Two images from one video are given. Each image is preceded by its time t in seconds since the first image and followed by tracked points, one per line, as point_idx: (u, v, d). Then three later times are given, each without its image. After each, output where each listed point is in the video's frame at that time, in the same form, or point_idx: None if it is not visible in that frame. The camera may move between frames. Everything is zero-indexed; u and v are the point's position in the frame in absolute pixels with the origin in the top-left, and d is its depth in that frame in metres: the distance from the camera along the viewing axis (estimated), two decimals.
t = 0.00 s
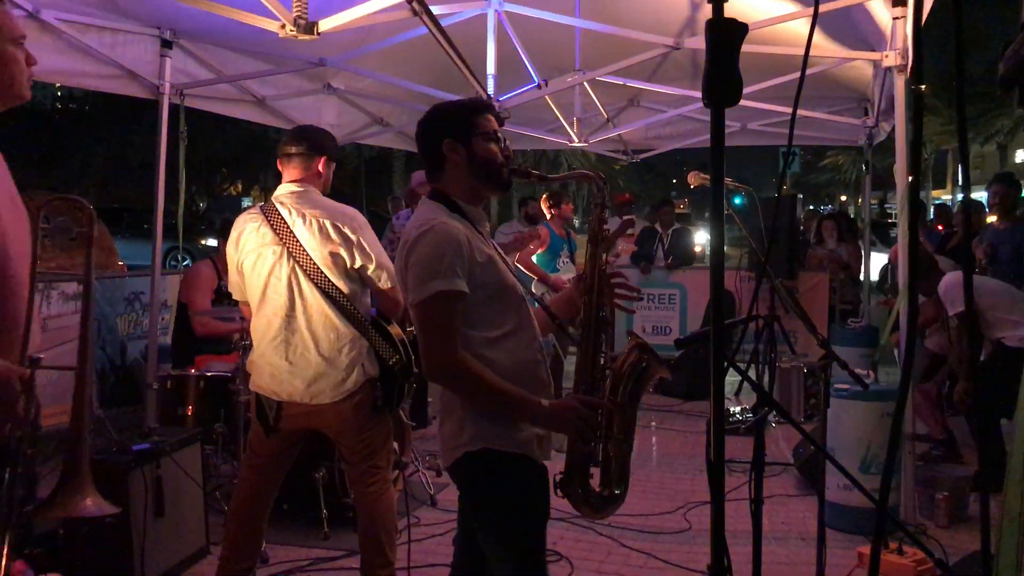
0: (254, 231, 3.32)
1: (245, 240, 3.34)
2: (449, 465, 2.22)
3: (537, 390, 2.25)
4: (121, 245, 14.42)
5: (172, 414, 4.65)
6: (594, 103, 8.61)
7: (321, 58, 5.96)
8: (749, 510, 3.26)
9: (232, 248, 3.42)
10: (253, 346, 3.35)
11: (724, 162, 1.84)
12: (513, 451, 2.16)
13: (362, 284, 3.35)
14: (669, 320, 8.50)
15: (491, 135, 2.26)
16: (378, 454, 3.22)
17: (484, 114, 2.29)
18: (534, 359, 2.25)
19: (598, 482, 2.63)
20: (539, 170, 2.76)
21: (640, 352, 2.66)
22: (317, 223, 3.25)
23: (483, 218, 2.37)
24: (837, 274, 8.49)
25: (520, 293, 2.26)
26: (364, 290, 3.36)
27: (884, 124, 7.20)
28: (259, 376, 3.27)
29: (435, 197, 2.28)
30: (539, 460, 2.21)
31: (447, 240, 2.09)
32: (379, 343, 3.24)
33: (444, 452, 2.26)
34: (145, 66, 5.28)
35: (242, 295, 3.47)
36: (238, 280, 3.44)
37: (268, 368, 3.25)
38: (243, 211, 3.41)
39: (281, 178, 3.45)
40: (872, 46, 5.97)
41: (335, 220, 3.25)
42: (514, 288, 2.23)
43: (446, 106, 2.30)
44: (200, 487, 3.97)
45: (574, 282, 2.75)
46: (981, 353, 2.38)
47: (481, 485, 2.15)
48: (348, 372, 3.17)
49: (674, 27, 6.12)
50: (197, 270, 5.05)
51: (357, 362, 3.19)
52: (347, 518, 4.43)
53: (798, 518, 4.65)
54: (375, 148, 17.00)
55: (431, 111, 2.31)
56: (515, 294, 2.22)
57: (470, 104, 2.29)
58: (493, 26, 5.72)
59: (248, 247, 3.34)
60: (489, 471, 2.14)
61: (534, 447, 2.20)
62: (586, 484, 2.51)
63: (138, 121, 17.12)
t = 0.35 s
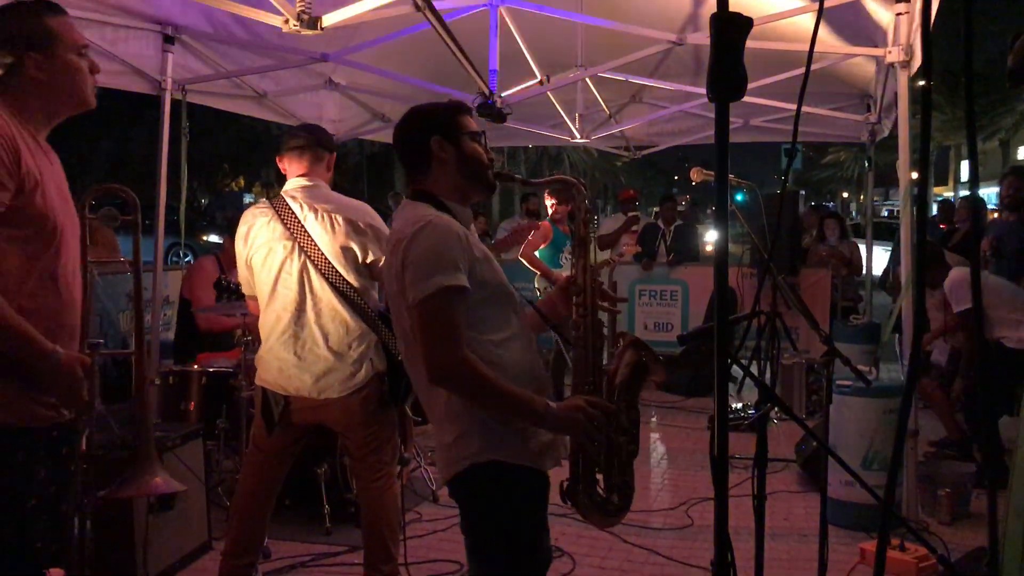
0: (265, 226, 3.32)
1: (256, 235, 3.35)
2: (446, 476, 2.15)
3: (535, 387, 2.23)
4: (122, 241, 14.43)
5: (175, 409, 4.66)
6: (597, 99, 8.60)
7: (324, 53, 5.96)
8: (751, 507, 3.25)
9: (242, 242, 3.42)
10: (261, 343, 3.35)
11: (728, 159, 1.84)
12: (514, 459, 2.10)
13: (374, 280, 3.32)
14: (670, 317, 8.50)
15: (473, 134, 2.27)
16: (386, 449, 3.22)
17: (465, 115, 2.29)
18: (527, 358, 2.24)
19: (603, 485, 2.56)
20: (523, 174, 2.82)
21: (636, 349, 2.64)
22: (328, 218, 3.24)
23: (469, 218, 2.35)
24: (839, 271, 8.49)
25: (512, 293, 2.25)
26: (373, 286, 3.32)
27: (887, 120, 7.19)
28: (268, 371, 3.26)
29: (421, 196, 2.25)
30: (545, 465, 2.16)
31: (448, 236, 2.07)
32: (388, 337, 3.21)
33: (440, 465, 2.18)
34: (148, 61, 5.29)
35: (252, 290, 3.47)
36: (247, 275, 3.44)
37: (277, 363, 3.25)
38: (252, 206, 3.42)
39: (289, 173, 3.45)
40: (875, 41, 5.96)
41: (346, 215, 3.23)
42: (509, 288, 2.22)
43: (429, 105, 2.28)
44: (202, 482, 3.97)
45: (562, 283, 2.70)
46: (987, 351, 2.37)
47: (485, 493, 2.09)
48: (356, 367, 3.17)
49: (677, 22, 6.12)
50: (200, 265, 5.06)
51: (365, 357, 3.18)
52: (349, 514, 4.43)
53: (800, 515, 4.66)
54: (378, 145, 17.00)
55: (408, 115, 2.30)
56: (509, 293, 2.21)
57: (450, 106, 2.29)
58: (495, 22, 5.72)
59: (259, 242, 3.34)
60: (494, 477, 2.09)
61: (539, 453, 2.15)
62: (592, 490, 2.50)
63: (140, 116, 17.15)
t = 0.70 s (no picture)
0: (256, 223, 3.31)
1: (246, 231, 3.33)
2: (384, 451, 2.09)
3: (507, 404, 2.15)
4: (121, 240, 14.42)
5: (173, 408, 4.66)
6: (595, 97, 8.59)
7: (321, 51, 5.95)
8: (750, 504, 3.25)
9: (233, 239, 3.40)
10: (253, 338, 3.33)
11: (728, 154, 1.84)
12: (456, 463, 2.03)
13: (366, 276, 3.32)
14: (669, 314, 8.49)
15: (537, 137, 2.11)
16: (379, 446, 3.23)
17: (537, 110, 2.12)
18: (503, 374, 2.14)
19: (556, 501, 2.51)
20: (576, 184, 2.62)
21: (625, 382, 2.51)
22: (319, 214, 3.24)
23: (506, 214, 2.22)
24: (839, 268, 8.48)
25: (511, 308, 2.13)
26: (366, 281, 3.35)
27: (886, 116, 7.19)
28: (259, 367, 3.25)
29: (467, 187, 2.11)
30: (485, 472, 2.08)
31: (474, 255, 1.93)
32: (380, 332, 3.22)
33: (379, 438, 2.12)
34: (145, 60, 5.28)
35: (241, 285, 3.45)
36: (237, 271, 3.42)
37: (269, 359, 3.22)
38: (243, 202, 3.40)
39: (287, 168, 3.45)
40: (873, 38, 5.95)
41: (338, 213, 3.24)
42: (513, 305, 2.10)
43: (504, 93, 2.10)
44: (201, 481, 3.97)
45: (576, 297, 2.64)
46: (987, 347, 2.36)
47: (422, 486, 2.03)
48: (348, 364, 3.16)
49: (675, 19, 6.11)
50: (198, 263, 5.05)
51: (358, 353, 3.17)
52: (348, 513, 4.42)
53: (800, 512, 4.66)
54: (376, 143, 16.99)
55: (474, 94, 2.12)
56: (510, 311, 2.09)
57: (523, 94, 2.12)
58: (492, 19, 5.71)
59: (249, 239, 3.32)
60: (434, 474, 2.03)
61: (482, 460, 2.07)
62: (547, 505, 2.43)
63: (138, 115, 17.13)
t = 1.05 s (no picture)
0: (253, 224, 3.30)
1: (243, 234, 3.32)
2: (413, 447, 2.20)
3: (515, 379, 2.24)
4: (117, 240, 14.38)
5: (171, 408, 4.65)
6: (592, 95, 8.59)
7: (318, 50, 5.93)
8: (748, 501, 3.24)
9: (230, 241, 3.40)
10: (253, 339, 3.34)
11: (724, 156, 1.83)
12: (478, 447, 2.12)
13: (364, 276, 3.31)
14: (666, 312, 8.49)
15: (497, 118, 2.26)
16: (378, 445, 3.23)
17: (492, 96, 2.29)
18: (510, 350, 2.24)
19: (580, 474, 2.61)
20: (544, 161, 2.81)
21: (629, 350, 2.71)
22: (317, 215, 3.22)
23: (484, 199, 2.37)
24: (837, 265, 8.48)
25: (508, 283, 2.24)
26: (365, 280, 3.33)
27: (882, 114, 7.19)
28: (258, 367, 3.25)
29: (437, 177, 2.28)
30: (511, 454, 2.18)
31: (450, 227, 2.07)
32: (380, 333, 3.21)
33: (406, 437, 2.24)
34: (140, 60, 5.26)
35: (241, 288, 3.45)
36: (236, 274, 3.42)
37: (268, 359, 3.23)
38: (240, 204, 3.39)
39: (278, 170, 3.44)
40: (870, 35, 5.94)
41: (336, 213, 3.22)
42: (505, 279, 2.21)
43: (453, 87, 2.27)
44: (198, 481, 3.96)
45: (568, 273, 2.72)
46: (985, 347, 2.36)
47: (443, 473, 2.12)
48: (348, 364, 3.14)
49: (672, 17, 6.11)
50: (195, 263, 5.04)
51: (356, 355, 3.16)
52: (346, 512, 4.42)
53: (798, 510, 4.65)
54: (373, 142, 16.96)
55: (433, 92, 2.30)
56: (504, 284, 2.20)
57: (478, 85, 2.29)
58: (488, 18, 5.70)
59: (247, 242, 3.32)
60: (454, 458, 2.12)
61: (506, 442, 2.16)
62: (565, 478, 2.50)
63: (134, 115, 17.09)
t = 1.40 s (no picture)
0: (253, 223, 3.29)
1: (242, 233, 3.32)
2: (430, 444, 2.23)
3: (523, 368, 2.24)
4: (116, 240, 14.38)
5: (171, 407, 4.65)
6: (590, 93, 8.59)
7: (315, 49, 5.93)
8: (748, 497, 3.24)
9: (230, 241, 3.39)
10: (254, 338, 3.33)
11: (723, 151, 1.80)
12: (490, 436, 2.14)
13: (364, 276, 3.30)
14: (666, 310, 8.50)
15: (486, 116, 2.26)
16: (380, 443, 3.22)
17: (480, 96, 2.29)
18: (516, 339, 2.24)
19: (592, 458, 2.62)
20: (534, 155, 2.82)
21: (634, 332, 2.73)
22: (316, 214, 3.21)
23: (482, 197, 2.36)
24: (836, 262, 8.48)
25: (509, 274, 2.24)
26: (364, 279, 3.31)
27: (881, 111, 7.20)
28: (258, 364, 3.23)
29: (434, 176, 2.28)
30: (521, 441, 2.20)
31: (439, 220, 2.09)
32: (379, 331, 3.21)
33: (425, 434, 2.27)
34: (138, 59, 5.24)
35: (240, 288, 3.45)
36: (236, 273, 3.41)
37: (269, 357, 3.22)
38: (240, 201, 3.38)
39: (280, 166, 3.43)
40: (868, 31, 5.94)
41: (335, 212, 3.21)
42: (504, 269, 2.22)
43: (436, 89, 2.30)
44: (198, 481, 3.96)
45: (569, 263, 2.73)
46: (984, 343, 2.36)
47: (455, 462, 2.15)
48: (349, 361, 3.14)
49: (670, 14, 6.10)
50: (193, 262, 5.04)
51: (357, 352, 3.15)
52: (346, 510, 4.42)
53: (798, 507, 4.65)
54: (371, 141, 16.98)
55: (427, 94, 2.32)
56: (503, 275, 2.21)
57: (467, 87, 2.30)
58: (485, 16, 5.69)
59: (247, 240, 3.31)
60: (467, 451, 2.14)
61: (514, 429, 2.18)
62: (579, 461, 2.55)
63: (133, 115, 17.08)
